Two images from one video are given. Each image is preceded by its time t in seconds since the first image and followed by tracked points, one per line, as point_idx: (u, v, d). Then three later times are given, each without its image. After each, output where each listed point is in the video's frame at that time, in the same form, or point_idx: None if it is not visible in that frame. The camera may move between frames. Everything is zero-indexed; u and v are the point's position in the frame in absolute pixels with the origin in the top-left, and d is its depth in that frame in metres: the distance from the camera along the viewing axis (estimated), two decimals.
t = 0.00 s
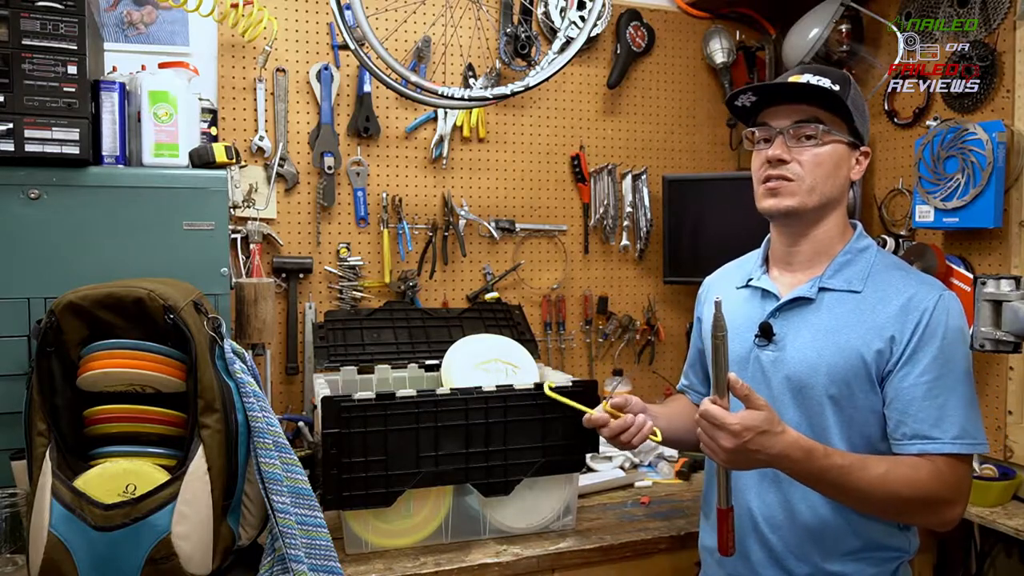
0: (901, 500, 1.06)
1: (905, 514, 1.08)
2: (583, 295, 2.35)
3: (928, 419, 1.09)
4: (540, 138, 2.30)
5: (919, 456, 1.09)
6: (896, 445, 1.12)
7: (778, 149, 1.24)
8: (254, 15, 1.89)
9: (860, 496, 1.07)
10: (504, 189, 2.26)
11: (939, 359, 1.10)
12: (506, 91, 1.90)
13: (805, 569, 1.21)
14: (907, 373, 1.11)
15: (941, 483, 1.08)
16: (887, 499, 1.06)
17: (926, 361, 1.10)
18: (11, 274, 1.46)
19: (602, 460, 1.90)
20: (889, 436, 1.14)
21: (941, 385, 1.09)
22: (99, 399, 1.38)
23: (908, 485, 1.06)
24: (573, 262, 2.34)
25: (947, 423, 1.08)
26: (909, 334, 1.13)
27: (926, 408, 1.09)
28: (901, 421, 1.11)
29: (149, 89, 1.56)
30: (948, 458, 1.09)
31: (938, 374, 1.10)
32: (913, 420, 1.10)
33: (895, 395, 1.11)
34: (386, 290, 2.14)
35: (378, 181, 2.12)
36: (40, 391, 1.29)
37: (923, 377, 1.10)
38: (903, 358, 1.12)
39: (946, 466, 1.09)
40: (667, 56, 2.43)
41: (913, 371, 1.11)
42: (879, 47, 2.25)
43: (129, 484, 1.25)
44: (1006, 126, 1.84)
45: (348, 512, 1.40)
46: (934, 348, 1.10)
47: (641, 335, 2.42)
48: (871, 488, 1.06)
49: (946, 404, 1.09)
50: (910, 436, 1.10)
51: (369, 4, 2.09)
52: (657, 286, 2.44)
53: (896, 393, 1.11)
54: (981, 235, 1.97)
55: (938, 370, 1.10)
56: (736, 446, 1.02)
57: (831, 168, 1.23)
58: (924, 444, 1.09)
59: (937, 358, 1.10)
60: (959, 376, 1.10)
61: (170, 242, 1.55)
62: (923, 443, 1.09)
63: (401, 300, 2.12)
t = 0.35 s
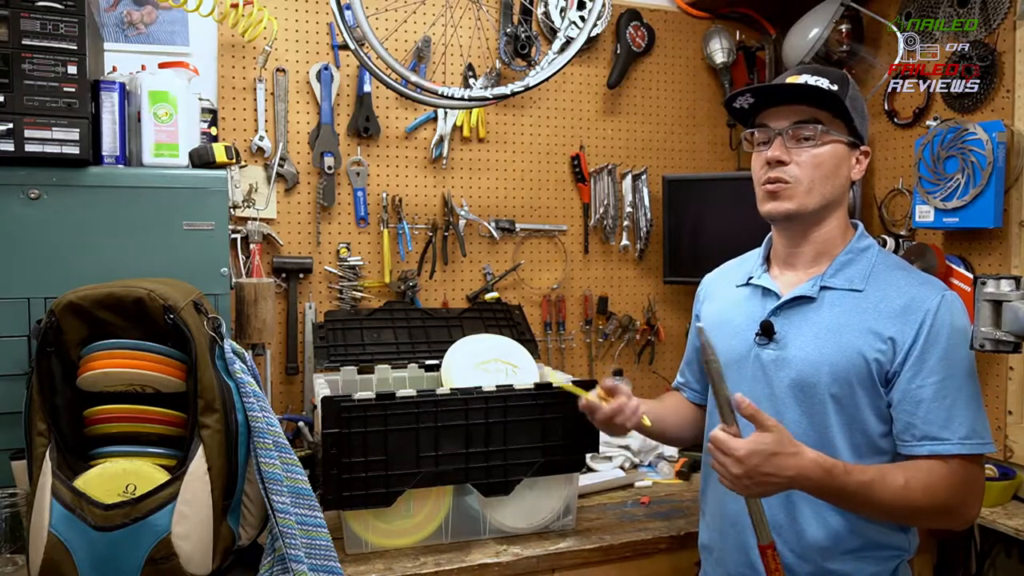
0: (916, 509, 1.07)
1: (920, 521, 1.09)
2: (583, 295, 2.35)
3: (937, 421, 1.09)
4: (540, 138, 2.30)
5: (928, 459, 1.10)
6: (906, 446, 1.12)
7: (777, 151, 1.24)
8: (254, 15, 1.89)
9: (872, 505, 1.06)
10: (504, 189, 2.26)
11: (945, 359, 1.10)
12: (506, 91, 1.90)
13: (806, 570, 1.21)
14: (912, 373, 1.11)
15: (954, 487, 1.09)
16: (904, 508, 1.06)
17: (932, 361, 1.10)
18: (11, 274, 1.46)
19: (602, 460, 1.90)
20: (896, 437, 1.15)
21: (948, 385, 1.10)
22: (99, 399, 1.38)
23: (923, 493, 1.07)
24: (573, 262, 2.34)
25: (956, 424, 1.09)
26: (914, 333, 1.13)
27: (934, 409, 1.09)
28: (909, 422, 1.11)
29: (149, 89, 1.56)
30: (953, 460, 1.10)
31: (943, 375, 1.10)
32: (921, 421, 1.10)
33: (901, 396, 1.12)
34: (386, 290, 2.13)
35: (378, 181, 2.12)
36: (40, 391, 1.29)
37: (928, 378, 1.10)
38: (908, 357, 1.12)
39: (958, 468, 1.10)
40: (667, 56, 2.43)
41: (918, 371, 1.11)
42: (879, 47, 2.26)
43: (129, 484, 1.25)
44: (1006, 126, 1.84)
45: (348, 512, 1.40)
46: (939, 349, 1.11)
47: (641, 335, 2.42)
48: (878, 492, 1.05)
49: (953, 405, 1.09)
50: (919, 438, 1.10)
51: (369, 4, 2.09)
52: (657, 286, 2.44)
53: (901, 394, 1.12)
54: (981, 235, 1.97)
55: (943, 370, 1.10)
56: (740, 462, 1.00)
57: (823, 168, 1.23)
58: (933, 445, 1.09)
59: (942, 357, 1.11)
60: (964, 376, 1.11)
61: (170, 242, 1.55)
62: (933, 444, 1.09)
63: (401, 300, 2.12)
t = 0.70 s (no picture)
0: (952, 514, 1.08)
1: (947, 524, 1.10)
2: (583, 295, 2.35)
3: (946, 426, 1.10)
4: (540, 139, 2.30)
5: (944, 464, 1.11)
6: (914, 451, 1.13)
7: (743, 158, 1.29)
8: (254, 15, 1.89)
9: (898, 513, 1.05)
10: (504, 189, 2.26)
11: (949, 363, 1.11)
12: (506, 91, 1.90)
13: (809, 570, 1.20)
14: (915, 377, 1.11)
15: (976, 488, 1.11)
16: (939, 513, 1.07)
17: (936, 364, 1.11)
18: (11, 274, 1.46)
19: (602, 460, 1.90)
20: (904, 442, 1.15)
21: (953, 389, 1.10)
22: (99, 399, 1.38)
23: (955, 497, 1.09)
24: (573, 262, 2.34)
25: (962, 428, 1.10)
26: (916, 336, 1.13)
27: (943, 415, 1.10)
28: (918, 427, 1.11)
29: (149, 89, 1.56)
30: (972, 464, 1.11)
31: (949, 379, 1.10)
32: (930, 426, 1.10)
33: (906, 400, 1.12)
34: (386, 290, 2.13)
35: (378, 181, 2.12)
36: (40, 391, 1.29)
37: (936, 383, 1.10)
38: (910, 360, 1.12)
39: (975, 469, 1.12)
40: (667, 56, 2.43)
41: (921, 374, 1.11)
42: (879, 47, 2.26)
43: (129, 484, 1.25)
44: (1006, 126, 1.84)
45: (348, 512, 1.40)
46: (943, 352, 1.11)
47: (641, 335, 2.42)
48: (885, 499, 1.04)
49: (959, 409, 1.10)
50: (928, 443, 1.11)
51: (369, 4, 2.09)
52: (657, 286, 2.44)
53: (906, 398, 1.12)
54: (981, 235, 1.97)
55: (949, 375, 1.10)
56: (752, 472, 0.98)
57: (823, 171, 1.24)
58: (943, 450, 1.10)
59: (946, 361, 1.11)
60: (968, 379, 1.11)
61: (170, 242, 1.55)
62: (943, 449, 1.10)
63: (400, 300, 2.12)
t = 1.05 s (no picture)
0: (952, 515, 1.09)
1: (954, 525, 1.11)
2: (583, 295, 2.35)
3: (950, 428, 1.10)
4: (540, 139, 2.30)
5: (949, 465, 1.11)
6: (920, 453, 1.13)
7: (738, 160, 1.28)
8: (254, 15, 1.90)
9: (899, 516, 1.06)
10: (504, 189, 2.26)
11: (950, 365, 1.11)
12: (506, 91, 1.90)
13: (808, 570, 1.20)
14: (916, 378, 1.11)
15: (982, 489, 1.11)
16: (945, 514, 1.08)
17: (937, 366, 1.11)
18: (11, 274, 1.46)
19: (602, 460, 1.89)
20: (909, 443, 1.15)
21: (955, 391, 1.10)
22: (99, 399, 1.38)
23: (957, 497, 1.09)
24: (573, 262, 2.34)
25: (966, 430, 1.10)
26: (916, 338, 1.13)
27: (946, 416, 1.10)
28: (924, 429, 1.11)
29: (148, 89, 1.56)
30: (977, 464, 1.12)
31: (951, 381, 1.10)
32: (935, 428, 1.11)
33: (908, 401, 1.12)
34: (386, 290, 2.13)
35: (378, 181, 2.12)
36: (40, 391, 1.29)
37: (939, 385, 1.10)
38: (910, 362, 1.12)
39: (982, 472, 1.12)
40: (667, 57, 2.43)
41: (922, 376, 1.11)
42: (879, 47, 2.26)
43: (129, 484, 1.25)
44: (1006, 126, 1.85)
45: (348, 512, 1.40)
46: (943, 354, 1.11)
47: (641, 335, 2.42)
48: (882, 502, 1.04)
49: (961, 410, 1.10)
50: (933, 444, 1.11)
51: (369, 4, 2.09)
52: (657, 286, 2.45)
53: (909, 399, 1.12)
54: (981, 235, 1.97)
55: (950, 377, 1.11)
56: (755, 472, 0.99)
57: (823, 171, 1.24)
58: (948, 452, 1.10)
59: (947, 363, 1.11)
60: (970, 380, 1.12)
61: (169, 242, 1.55)
62: (949, 451, 1.10)
63: (400, 300, 2.12)
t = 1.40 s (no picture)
0: (954, 514, 1.10)
1: (960, 523, 1.12)
2: (583, 295, 2.35)
3: (957, 426, 1.11)
4: (540, 139, 2.30)
5: (952, 463, 1.12)
6: (924, 450, 1.14)
7: (789, 152, 1.24)
8: (254, 15, 1.90)
9: (903, 514, 1.07)
10: (504, 189, 2.26)
11: (955, 364, 1.11)
12: (506, 91, 1.90)
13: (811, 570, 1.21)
14: (923, 378, 1.12)
15: (987, 487, 1.13)
16: (951, 514, 1.10)
17: (943, 365, 1.11)
18: (11, 274, 1.46)
19: (602, 460, 1.89)
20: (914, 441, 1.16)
21: (960, 390, 1.11)
22: (99, 399, 1.38)
23: (962, 497, 1.10)
24: (573, 262, 2.34)
25: (971, 427, 1.11)
26: (921, 337, 1.13)
27: (953, 415, 1.11)
28: (931, 427, 1.12)
29: (149, 89, 1.56)
30: (979, 461, 1.12)
31: (957, 379, 1.11)
32: (941, 426, 1.11)
33: (915, 400, 1.13)
34: (386, 290, 2.13)
35: (377, 181, 2.12)
36: (40, 391, 1.29)
37: (945, 384, 1.11)
38: (916, 361, 1.13)
39: (988, 471, 1.13)
40: (667, 57, 2.43)
41: (928, 375, 1.12)
42: (879, 47, 2.26)
43: (129, 484, 1.25)
44: (1006, 126, 1.85)
45: (348, 512, 1.40)
46: (949, 353, 1.12)
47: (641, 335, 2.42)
48: (886, 502, 1.05)
49: (967, 409, 1.11)
50: (940, 442, 1.12)
51: (369, 4, 2.09)
52: (657, 286, 2.45)
53: (915, 398, 1.12)
54: (981, 235, 1.97)
55: (956, 376, 1.11)
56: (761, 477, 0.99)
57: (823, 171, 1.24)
58: (953, 449, 1.11)
59: (952, 362, 1.11)
60: (975, 380, 1.13)
61: (169, 242, 1.55)
62: (954, 448, 1.11)
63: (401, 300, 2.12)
